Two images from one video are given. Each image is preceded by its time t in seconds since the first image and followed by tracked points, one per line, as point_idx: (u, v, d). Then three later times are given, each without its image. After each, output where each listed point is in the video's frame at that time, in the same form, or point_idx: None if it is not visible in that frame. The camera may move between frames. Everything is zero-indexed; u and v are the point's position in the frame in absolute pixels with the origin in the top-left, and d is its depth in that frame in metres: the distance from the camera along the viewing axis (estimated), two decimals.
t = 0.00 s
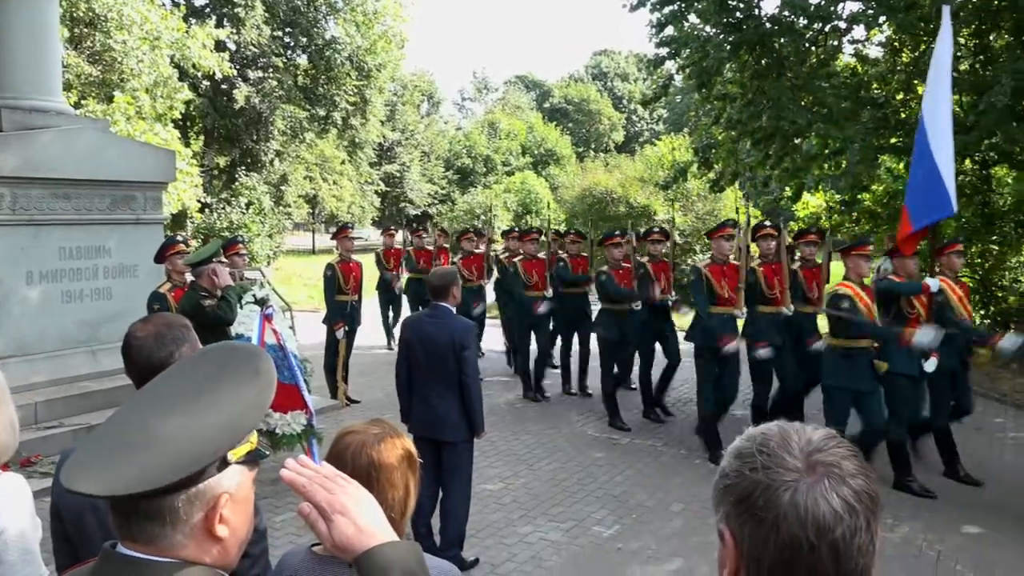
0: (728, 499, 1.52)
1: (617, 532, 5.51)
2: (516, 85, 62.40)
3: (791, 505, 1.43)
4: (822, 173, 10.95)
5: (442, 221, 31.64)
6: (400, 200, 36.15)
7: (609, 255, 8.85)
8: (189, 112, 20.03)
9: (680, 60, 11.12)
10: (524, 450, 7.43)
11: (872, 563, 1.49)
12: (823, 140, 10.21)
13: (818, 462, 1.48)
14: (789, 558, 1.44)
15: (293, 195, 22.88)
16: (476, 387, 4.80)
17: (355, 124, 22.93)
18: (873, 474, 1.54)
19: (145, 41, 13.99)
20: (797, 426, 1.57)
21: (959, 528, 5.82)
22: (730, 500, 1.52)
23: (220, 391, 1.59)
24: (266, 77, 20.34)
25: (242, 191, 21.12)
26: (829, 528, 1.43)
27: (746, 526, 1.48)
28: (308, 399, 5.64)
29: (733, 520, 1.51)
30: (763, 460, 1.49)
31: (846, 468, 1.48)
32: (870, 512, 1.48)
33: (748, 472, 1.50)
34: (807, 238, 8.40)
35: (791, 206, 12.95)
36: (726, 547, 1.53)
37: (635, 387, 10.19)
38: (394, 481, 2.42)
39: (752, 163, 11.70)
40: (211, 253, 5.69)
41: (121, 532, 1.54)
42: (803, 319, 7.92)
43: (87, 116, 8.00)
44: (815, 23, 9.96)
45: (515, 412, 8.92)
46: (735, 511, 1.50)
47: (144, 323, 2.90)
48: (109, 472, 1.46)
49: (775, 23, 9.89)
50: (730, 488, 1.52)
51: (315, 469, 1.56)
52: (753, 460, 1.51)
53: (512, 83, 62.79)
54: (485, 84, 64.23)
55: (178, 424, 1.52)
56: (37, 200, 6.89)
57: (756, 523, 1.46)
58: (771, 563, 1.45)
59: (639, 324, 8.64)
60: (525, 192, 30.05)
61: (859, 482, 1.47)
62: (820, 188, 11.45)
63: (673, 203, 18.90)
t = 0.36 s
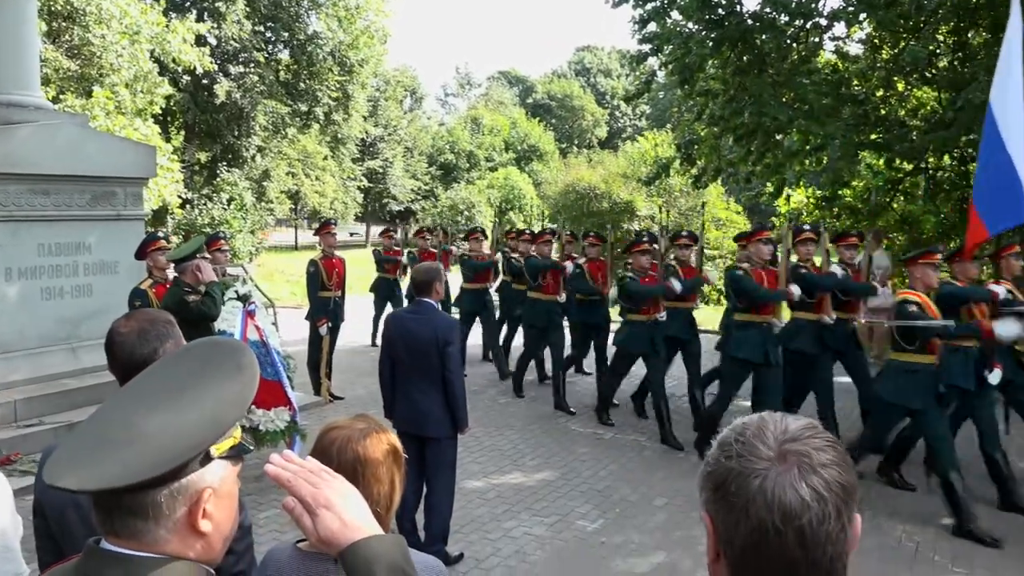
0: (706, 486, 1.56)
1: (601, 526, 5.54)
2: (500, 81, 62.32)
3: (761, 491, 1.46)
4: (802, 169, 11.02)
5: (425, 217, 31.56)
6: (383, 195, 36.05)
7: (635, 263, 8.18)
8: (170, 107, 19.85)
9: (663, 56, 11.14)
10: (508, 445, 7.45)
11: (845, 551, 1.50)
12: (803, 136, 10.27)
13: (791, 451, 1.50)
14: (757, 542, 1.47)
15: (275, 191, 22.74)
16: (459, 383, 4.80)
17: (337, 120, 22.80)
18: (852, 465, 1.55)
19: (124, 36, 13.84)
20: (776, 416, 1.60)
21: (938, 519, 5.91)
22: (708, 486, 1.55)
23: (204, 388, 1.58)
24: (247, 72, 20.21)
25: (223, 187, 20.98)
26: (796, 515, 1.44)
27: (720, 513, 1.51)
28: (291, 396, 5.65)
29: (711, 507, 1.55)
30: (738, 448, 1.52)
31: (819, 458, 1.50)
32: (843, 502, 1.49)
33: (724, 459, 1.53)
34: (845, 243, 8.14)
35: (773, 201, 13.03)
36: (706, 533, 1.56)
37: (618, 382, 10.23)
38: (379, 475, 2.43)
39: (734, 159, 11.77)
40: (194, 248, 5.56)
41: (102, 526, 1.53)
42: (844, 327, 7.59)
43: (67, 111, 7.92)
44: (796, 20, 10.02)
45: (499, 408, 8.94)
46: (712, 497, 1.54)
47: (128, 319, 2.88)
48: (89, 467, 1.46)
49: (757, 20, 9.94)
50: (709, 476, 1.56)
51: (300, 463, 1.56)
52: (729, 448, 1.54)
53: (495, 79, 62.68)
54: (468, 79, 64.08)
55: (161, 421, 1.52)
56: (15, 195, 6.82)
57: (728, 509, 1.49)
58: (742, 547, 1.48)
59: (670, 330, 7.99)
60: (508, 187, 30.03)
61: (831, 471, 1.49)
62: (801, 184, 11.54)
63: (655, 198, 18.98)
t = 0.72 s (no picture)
0: (696, 476, 1.60)
1: (585, 521, 5.57)
2: (483, 77, 62.29)
3: (737, 481, 1.49)
4: (784, 165, 11.09)
5: (409, 214, 31.46)
6: (366, 192, 35.93)
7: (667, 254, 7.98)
8: (150, 103, 19.68)
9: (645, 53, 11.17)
10: (492, 441, 7.47)
11: (825, 545, 1.51)
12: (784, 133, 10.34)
13: (770, 444, 1.52)
14: (733, 531, 1.50)
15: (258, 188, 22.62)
16: (442, 379, 4.80)
17: (320, 116, 22.69)
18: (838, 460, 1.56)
19: (103, 31, 13.70)
20: (767, 410, 1.62)
21: (917, 511, 6.00)
22: (697, 477, 1.60)
23: (186, 384, 1.59)
24: (229, 68, 20.07)
25: (205, 183, 20.85)
26: (770, 506, 1.47)
27: (705, 501, 1.55)
28: (275, 393, 5.64)
29: (698, 496, 1.59)
30: (722, 440, 1.56)
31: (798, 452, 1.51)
32: (822, 496, 1.50)
33: (709, 450, 1.58)
34: (898, 235, 7.60)
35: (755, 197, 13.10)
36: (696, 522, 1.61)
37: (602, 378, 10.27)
38: (364, 471, 2.43)
39: (716, 155, 11.83)
40: (177, 246, 5.53)
41: (87, 522, 1.53)
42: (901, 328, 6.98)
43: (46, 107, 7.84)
44: (778, 17, 10.09)
45: (483, 405, 8.96)
46: (699, 487, 1.58)
47: (109, 316, 2.86)
48: (71, 463, 1.46)
49: (738, 16, 9.98)
50: (698, 467, 1.60)
51: (284, 459, 1.57)
52: (716, 440, 1.58)
53: (479, 75, 62.61)
54: (452, 76, 63.97)
55: (142, 417, 1.51)
56: None
57: (710, 497, 1.54)
58: (721, 535, 1.52)
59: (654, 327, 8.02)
60: (492, 184, 30.01)
61: (810, 465, 1.50)
62: (783, 180, 11.61)
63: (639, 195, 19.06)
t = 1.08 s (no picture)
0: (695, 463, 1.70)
1: (568, 515, 5.59)
2: (466, 72, 62.16)
3: (700, 466, 1.59)
4: (765, 161, 11.15)
5: (392, 210, 31.33)
6: (349, 188, 35.76)
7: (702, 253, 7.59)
8: (129, 98, 19.46)
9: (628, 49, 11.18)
10: (476, 437, 7.48)
11: (783, 540, 1.53)
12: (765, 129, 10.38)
13: (732, 436, 1.58)
14: (698, 512, 1.60)
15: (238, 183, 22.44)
16: (426, 375, 4.80)
17: (302, 111, 22.54)
18: (816, 462, 1.54)
19: (81, 25, 13.52)
20: (765, 407, 1.66)
21: (896, 503, 6.06)
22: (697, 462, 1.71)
23: (165, 379, 1.59)
24: (209, 62, 19.88)
25: (185, 179, 20.67)
26: (721, 491, 1.54)
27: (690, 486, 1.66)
28: (256, 389, 5.61)
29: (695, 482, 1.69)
30: (706, 429, 1.66)
31: (758, 447, 1.55)
32: (778, 492, 1.51)
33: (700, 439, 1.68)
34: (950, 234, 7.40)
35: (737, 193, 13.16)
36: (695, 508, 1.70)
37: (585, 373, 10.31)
38: (345, 464, 2.43)
39: (698, 151, 11.86)
40: (157, 241, 5.49)
41: (65, 518, 1.52)
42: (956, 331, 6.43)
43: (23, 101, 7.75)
44: (759, 13, 10.12)
45: (466, 400, 8.96)
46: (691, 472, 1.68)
47: (86, 312, 2.84)
48: (49, 458, 1.45)
49: (720, 13, 10.01)
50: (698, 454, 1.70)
51: (264, 454, 1.57)
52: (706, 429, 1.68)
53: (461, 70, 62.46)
54: (435, 71, 63.76)
55: (121, 411, 1.51)
56: None
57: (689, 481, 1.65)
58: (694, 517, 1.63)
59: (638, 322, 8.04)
60: (476, 180, 29.96)
61: (766, 458, 1.53)
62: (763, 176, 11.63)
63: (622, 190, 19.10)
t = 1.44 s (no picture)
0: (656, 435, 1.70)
1: (550, 508, 5.61)
2: (449, 66, 62.00)
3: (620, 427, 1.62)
4: (746, 155, 11.21)
5: (375, 203, 31.21)
6: (332, 181, 35.59)
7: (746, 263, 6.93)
8: (109, 90, 19.27)
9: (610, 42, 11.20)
10: (459, 430, 7.48)
11: (675, 506, 1.49)
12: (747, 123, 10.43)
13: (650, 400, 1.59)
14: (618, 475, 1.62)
15: (220, 177, 22.27)
16: (409, 368, 4.80)
17: (284, 104, 22.41)
18: (719, 436, 1.49)
19: (60, 16, 13.36)
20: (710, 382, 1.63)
21: (876, 494, 6.12)
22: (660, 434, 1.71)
23: (141, 369, 1.59)
24: (190, 54, 19.73)
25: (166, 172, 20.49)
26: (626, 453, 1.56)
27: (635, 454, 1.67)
28: (237, 383, 5.59)
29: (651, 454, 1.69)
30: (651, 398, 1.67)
31: (664, 413, 1.54)
32: (669, 456, 1.50)
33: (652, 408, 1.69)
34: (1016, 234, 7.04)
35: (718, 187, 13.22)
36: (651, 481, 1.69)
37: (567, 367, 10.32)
38: (321, 455, 2.43)
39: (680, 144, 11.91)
40: (136, 234, 5.45)
41: (39, 509, 1.51)
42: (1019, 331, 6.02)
43: None
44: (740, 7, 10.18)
45: (449, 394, 8.95)
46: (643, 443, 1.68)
47: (59, 305, 2.82)
48: (23, 448, 1.44)
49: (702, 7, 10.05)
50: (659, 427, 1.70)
51: (242, 444, 1.56)
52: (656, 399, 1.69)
53: (444, 64, 62.28)
54: (418, 64, 63.54)
55: (97, 400, 1.51)
56: None
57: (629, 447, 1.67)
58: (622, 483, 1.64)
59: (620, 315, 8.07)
60: (459, 173, 29.92)
61: (667, 423, 1.52)
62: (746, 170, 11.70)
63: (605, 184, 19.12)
